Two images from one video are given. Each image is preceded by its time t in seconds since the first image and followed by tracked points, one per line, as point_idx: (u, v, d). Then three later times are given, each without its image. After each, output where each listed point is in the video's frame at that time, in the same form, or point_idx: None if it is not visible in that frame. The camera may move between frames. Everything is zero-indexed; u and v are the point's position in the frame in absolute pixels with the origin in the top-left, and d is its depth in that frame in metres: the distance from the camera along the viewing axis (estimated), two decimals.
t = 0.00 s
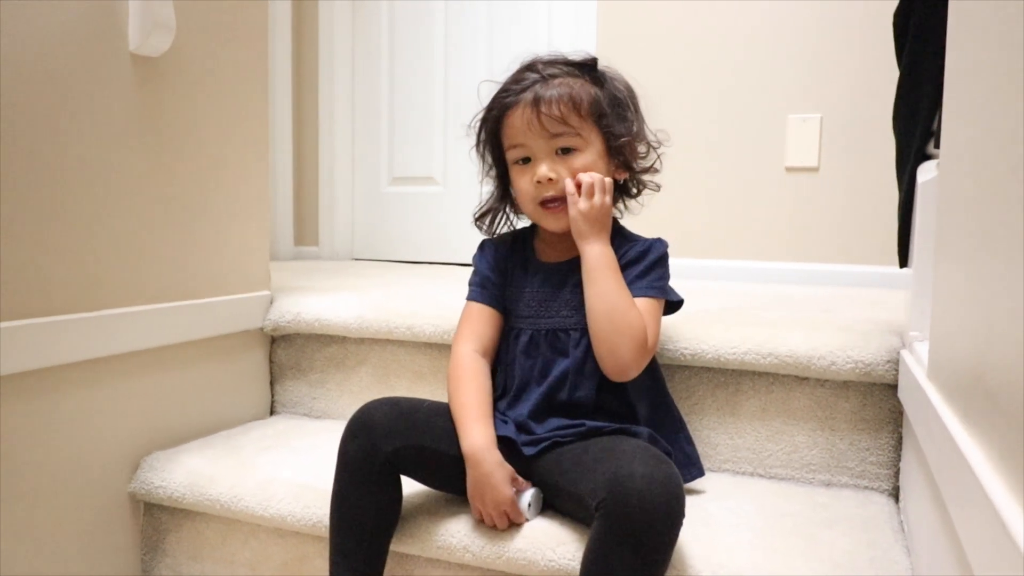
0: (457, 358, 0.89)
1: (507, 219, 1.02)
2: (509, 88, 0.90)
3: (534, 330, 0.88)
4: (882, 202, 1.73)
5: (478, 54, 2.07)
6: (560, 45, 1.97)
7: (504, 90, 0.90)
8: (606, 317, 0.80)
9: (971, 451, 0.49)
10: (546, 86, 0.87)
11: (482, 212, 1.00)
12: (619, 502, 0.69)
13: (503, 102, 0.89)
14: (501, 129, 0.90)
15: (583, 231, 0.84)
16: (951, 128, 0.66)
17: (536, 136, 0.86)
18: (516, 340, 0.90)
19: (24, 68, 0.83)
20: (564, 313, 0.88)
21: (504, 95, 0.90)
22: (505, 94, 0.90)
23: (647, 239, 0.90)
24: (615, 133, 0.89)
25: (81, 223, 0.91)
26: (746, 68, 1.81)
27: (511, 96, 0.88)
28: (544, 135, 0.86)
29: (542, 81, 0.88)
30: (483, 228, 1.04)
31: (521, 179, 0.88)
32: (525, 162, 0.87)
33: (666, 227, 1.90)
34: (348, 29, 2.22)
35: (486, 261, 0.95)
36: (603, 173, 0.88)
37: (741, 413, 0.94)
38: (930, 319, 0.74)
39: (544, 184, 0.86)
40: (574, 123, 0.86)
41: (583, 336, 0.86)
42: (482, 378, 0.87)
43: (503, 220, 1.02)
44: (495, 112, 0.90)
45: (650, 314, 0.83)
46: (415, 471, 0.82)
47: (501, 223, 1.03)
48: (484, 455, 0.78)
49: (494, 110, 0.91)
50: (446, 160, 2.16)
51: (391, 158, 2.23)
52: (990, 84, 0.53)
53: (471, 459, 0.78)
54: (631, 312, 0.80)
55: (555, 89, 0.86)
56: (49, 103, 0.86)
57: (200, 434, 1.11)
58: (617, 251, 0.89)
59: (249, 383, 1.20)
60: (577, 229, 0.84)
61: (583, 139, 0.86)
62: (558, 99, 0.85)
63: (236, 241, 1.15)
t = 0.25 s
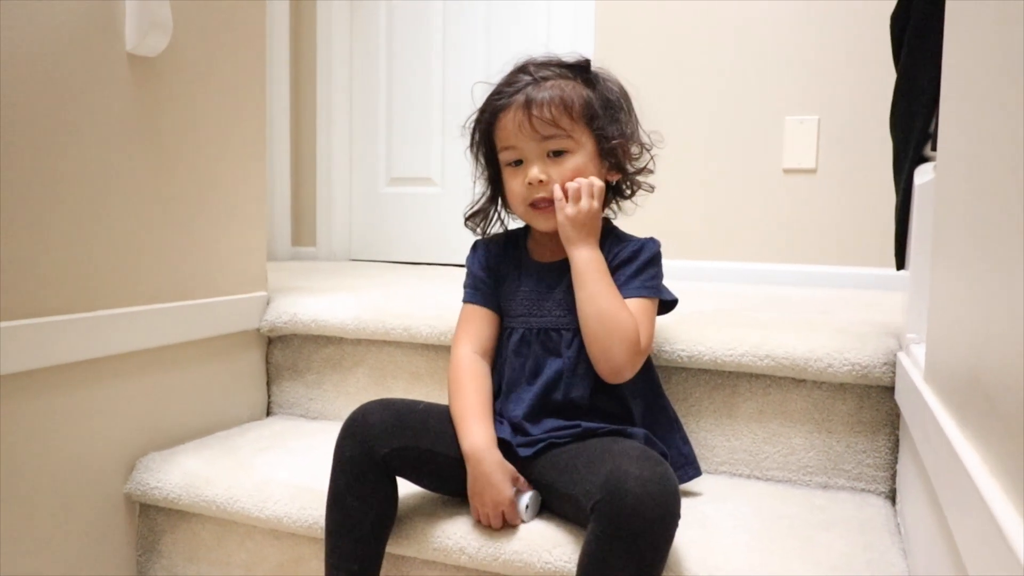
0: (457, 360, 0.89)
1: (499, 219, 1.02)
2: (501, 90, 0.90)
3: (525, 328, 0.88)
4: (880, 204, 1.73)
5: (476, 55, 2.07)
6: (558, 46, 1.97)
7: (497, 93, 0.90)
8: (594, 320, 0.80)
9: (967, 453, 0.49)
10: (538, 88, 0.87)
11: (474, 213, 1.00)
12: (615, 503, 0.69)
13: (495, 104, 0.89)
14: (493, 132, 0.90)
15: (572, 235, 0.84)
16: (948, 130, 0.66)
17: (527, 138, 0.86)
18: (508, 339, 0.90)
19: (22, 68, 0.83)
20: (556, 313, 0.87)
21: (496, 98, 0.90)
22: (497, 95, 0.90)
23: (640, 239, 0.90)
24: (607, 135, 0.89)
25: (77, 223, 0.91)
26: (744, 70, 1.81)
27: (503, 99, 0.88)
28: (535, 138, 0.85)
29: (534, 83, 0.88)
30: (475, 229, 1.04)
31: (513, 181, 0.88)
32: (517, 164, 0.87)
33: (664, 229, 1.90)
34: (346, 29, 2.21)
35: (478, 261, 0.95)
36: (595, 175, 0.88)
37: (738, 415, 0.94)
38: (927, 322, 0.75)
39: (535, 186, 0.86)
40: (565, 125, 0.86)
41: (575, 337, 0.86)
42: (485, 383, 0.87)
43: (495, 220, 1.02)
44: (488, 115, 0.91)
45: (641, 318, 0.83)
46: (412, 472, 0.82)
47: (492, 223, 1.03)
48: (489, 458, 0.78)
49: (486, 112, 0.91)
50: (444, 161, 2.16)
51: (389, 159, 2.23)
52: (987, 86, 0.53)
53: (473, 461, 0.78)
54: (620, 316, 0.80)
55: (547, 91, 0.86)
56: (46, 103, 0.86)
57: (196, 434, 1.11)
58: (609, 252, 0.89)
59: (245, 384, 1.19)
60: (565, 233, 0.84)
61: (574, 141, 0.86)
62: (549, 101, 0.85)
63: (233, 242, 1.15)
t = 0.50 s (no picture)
0: (463, 360, 0.89)
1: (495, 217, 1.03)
2: (499, 86, 0.90)
3: (520, 324, 0.89)
4: (879, 203, 1.73)
5: (475, 54, 2.07)
6: (557, 45, 1.97)
7: (495, 90, 0.90)
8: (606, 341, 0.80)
9: (966, 451, 0.49)
10: (535, 86, 0.87)
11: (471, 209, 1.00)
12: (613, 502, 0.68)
13: (493, 100, 0.89)
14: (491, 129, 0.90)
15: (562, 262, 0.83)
16: (946, 129, 0.66)
17: (524, 133, 0.85)
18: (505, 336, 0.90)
19: (20, 67, 0.83)
20: (553, 312, 0.88)
21: (494, 95, 0.90)
22: (495, 91, 0.90)
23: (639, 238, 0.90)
24: (603, 132, 0.88)
25: (74, 222, 0.91)
26: (743, 69, 1.81)
27: (501, 95, 0.88)
28: (531, 134, 0.85)
29: (531, 80, 0.88)
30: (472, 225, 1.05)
31: (510, 177, 0.87)
32: (514, 159, 0.87)
33: (663, 228, 1.90)
34: (344, 29, 2.21)
35: (475, 261, 0.95)
36: (591, 173, 0.87)
37: (737, 413, 0.94)
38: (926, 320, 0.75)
39: (531, 181, 0.85)
40: (562, 121, 0.85)
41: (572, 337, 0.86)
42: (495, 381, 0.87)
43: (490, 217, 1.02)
44: (485, 112, 0.91)
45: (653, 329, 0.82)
46: (414, 472, 0.82)
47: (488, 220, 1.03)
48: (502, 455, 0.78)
49: (484, 109, 0.91)
50: (442, 160, 2.16)
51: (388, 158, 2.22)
52: (986, 84, 0.53)
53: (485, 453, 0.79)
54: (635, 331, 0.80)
55: (544, 88, 0.86)
56: (44, 102, 0.86)
57: (195, 433, 1.11)
58: (606, 251, 0.89)
59: (244, 383, 1.19)
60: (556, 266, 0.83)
61: (571, 138, 0.85)
62: (546, 97, 0.86)
63: (232, 241, 1.15)
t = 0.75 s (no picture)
0: (462, 370, 0.89)
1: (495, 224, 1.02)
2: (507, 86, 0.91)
3: (527, 332, 0.89)
4: (878, 206, 1.74)
5: (475, 58, 2.08)
6: (557, 49, 1.97)
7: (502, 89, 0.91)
8: (638, 391, 0.82)
9: (965, 455, 0.49)
10: (545, 85, 0.88)
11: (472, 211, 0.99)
12: (619, 514, 0.68)
13: (501, 97, 0.89)
14: (497, 126, 0.90)
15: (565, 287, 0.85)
16: (945, 134, 0.67)
17: (534, 128, 0.86)
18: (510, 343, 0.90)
19: (21, 73, 0.83)
20: (561, 320, 0.88)
21: (501, 93, 0.90)
22: (503, 90, 0.90)
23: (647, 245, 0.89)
24: (608, 136, 0.89)
25: (76, 227, 0.91)
26: (742, 72, 1.81)
27: (510, 92, 0.89)
28: (542, 128, 0.86)
29: (540, 80, 0.89)
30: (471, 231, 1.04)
31: (516, 171, 0.87)
32: (522, 155, 0.87)
33: (663, 231, 1.90)
34: (344, 33, 2.22)
35: (474, 269, 0.94)
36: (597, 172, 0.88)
37: (737, 417, 0.94)
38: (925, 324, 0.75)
39: (541, 173, 0.84)
40: (572, 118, 0.86)
41: (580, 344, 0.87)
42: (489, 390, 0.87)
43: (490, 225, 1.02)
44: (491, 112, 0.91)
45: (666, 342, 0.85)
46: (411, 475, 0.82)
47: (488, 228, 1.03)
48: (502, 477, 0.77)
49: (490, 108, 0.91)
50: (442, 164, 2.17)
51: (388, 162, 2.23)
52: (983, 89, 0.54)
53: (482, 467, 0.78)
54: (653, 363, 0.83)
55: (553, 88, 0.87)
56: (46, 108, 0.86)
57: (196, 437, 1.11)
58: (616, 257, 0.88)
59: (245, 387, 1.19)
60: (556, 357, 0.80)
61: (580, 135, 0.86)
62: (557, 95, 0.87)
63: (232, 245, 1.15)
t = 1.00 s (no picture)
0: (461, 369, 0.90)
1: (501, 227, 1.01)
2: (517, 88, 0.91)
3: (537, 331, 0.89)
4: (878, 209, 1.74)
5: (475, 62, 2.08)
6: (557, 52, 1.98)
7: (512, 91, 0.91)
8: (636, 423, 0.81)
9: (964, 458, 0.49)
10: (556, 88, 0.88)
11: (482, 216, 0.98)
12: (653, 537, 0.68)
13: (512, 100, 0.89)
14: (508, 128, 0.90)
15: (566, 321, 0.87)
16: (944, 138, 0.67)
17: (546, 131, 0.86)
18: (519, 343, 0.90)
19: (25, 77, 0.84)
20: (570, 319, 0.88)
21: (511, 95, 0.90)
22: (513, 92, 0.90)
23: (655, 245, 0.90)
24: (617, 138, 0.90)
25: (79, 230, 0.91)
26: (743, 76, 1.82)
27: (521, 94, 0.89)
28: (554, 132, 0.86)
29: (549, 83, 0.89)
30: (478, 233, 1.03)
31: (528, 175, 0.87)
32: (533, 158, 0.87)
33: (663, 234, 1.90)
34: (346, 36, 2.23)
35: (481, 267, 0.94)
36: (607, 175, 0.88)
37: (738, 420, 0.94)
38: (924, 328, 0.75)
39: (554, 177, 0.84)
40: (583, 121, 0.87)
41: (590, 341, 0.86)
42: (486, 395, 0.87)
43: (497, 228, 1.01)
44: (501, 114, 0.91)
45: (666, 341, 0.86)
46: (400, 475, 0.83)
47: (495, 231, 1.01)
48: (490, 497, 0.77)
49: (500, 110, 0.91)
50: (443, 167, 2.17)
51: (389, 165, 2.23)
52: (982, 94, 0.54)
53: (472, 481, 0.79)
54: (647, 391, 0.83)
55: (564, 91, 0.88)
56: (49, 111, 0.87)
57: (198, 440, 1.12)
58: (625, 259, 0.89)
59: (247, 390, 1.20)
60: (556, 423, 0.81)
61: (591, 138, 0.87)
62: (568, 98, 0.87)
63: (234, 249, 1.16)
